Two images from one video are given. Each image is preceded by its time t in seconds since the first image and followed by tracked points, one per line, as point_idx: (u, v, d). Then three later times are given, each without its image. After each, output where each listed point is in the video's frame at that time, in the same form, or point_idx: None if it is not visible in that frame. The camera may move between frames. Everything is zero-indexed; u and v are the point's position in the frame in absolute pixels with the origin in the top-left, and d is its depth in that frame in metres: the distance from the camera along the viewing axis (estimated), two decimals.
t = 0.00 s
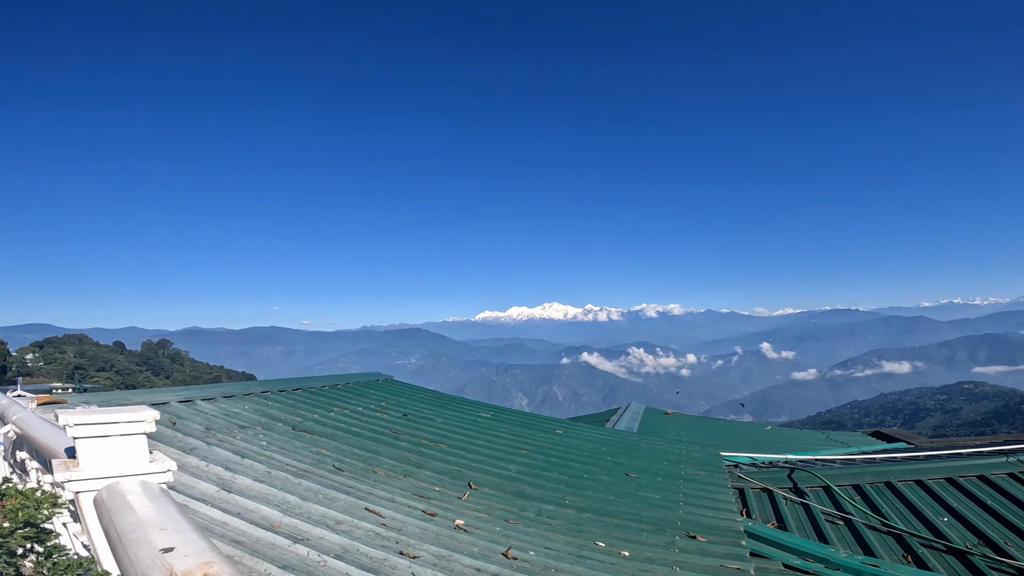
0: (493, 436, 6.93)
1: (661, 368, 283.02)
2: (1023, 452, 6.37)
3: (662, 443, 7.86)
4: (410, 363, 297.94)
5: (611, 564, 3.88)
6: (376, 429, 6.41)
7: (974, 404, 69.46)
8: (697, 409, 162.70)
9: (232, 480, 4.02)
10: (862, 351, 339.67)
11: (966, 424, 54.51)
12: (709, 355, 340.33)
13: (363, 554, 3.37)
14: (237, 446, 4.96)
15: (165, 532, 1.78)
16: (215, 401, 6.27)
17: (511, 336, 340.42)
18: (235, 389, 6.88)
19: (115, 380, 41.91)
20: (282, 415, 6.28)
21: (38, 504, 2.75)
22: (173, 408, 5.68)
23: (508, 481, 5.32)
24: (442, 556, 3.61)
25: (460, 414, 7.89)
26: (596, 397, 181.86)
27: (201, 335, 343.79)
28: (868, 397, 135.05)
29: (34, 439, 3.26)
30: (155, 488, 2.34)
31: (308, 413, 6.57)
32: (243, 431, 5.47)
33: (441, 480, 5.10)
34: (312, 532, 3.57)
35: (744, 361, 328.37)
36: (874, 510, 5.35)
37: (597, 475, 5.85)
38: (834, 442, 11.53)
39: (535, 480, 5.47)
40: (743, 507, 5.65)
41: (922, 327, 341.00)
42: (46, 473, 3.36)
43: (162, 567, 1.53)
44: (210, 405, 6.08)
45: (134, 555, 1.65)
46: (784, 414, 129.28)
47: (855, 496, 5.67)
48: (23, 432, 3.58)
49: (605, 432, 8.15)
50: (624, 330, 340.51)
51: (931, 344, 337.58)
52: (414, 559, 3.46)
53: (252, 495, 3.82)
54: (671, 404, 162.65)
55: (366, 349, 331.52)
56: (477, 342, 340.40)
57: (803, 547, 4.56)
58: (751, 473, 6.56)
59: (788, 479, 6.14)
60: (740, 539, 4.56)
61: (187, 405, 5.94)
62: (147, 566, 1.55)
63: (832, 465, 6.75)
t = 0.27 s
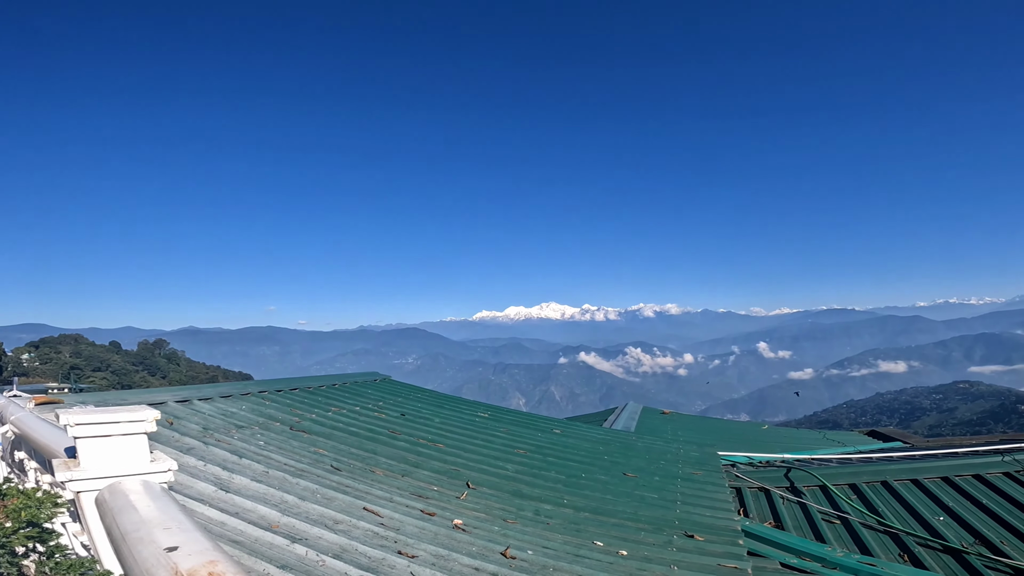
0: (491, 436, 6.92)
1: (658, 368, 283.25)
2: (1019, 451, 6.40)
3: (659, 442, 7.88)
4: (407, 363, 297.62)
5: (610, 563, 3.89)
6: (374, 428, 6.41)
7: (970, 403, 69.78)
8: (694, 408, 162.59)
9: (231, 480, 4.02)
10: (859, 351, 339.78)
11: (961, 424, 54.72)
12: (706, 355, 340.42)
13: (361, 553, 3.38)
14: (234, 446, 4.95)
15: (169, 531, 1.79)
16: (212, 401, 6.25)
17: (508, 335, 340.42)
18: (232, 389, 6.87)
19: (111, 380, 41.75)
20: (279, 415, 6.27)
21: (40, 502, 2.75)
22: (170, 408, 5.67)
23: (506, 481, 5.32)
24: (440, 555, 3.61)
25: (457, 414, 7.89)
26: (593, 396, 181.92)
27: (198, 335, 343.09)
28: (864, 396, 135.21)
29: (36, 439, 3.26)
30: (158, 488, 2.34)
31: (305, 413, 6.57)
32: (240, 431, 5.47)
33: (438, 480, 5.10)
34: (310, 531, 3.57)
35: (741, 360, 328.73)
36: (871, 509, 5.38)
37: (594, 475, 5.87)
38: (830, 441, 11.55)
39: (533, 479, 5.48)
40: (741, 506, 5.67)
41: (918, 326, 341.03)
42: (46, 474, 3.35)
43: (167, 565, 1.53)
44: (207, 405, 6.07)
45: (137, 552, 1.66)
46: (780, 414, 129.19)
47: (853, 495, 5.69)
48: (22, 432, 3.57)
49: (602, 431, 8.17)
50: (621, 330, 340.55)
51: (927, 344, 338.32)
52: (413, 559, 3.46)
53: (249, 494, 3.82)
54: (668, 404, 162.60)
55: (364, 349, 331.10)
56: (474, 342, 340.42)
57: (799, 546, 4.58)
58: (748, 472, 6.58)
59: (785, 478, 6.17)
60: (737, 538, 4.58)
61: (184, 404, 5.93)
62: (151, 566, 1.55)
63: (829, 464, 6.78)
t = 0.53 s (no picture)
0: (488, 436, 6.95)
1: (656, 368, 283.34)
2: (1015, 452, 6.41)
3: (655, 442, 7.90)
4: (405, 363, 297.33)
5: (607, 565, 3.88)
6: (371, 428, 6.42)
7: (966, 402, 70.13)
8: (692, 408, 162.52)
9: (226, 481, 4.04)
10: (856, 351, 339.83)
11: (958, 423, 54.88)
12: (704, 355, 340.42)
13: (358, 553, 3.39)
14: (231, 446, 4.96)
15: (159, 530, 1.79)
16: (208, 401, 6.25)
17: (506, 335, 340.44)
18: (229, 389, 6.86)
19: (108, 381, 41.61)
20: (276, 415, 6.28)
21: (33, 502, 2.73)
22: (166, 408, 5.67)
23: (502, 481, 5.32)
24: (436, 556, 3.61)
25: (455, 413, 7.91)
26: (591, 396, 181.83)
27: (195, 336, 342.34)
28: (861, 396, 135.37)
29: (29, 438, 3.27)
30: (151, 488, 2.34)
31: (302, 413, 6.58)
32: (236, 431, 5.47)
33: (435, 480, 5.11)
34: (306, 532, 3.58)
35: (739, 360, 329.00)
36: (866, 508, 5.40)
37: (591, 475, 5.87)
38: (827, 440, 11.58)
39: (530, 479, 5.48)
40: (737, 506, 5.69)
41: (915, 326, 340.81)
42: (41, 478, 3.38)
43: (157, 565, 1.53)
44: (204, 405, 6.07)
45: (128, 551, 1.66)
46: (778, 413, 129.45)
47: (848, 495, 5.71)
48: (17, 432, 3.56)
49: (599, 431, 8.20)
50: (619, 330, 340.50)
51: (924, 344, 338.82)
52: (410, 559, 3.46)
53: (246, 496, 3.84)
54: (665, 404, 162.51)
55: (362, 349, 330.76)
56: (472, 342, 340.48)
57: (796, 547, 4.59)
58: (744, 472, 6.61)
59: (782, 478, 6.19)
60: (733, 538, 4.59)
61: (181, 404, 5.94)
62: (142, 565, 1.55)
63: (824, 464, 6.82)
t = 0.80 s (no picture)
0: (486, 436, 6.95)
1: (654, 368, 283.35)
2: (1012, 451, 6.43)
3: (653, 441, 7.91)
4: (402, 363, 296.84)
5: (606, 564, 3.89)
6: (369, 428, 6.41)
7: (963, 402, 70.37)
8: (691, 407, 162.45)
9: (224, 481, 4.03)
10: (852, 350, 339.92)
11: (955, 422, 55.03)
12: (701, 355, 340.50)
13: (356, 554, 3.37)
14: (229, 447, 4.95)
15: (159, 530, 1.78)
16: (206, 402, 6.24)
17: (504, 335, 340.41)
18: (226, 390, 6.86)
19: (104, 381, 41.50)
20: (274, 415, 6.26)
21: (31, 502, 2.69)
22: (164, 408, 5.66)
23: (501, 481, 5.32)
24: (435, 556, 3.61)
25: (453, 413, 7.90)
26: (589, 396, 181.74)
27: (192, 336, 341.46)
28: (858, 395, 135.38)
29: (27, 438, 3.27)
30: (150, 488, 2.33)
31: (300, 413, 6.55)
32: (234, 431, 5.45)
33: (434, 479, 5.11)
34: (304, 532, 3.58)
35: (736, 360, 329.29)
36: (865, 508, 5.40)
37: (589, 474, 5.87)
38: (824, 440, 11.62)
39: (529, 480, 5.47)
40: (735, 506, 5.69)
41: (912, 325, 340.73)
42: (37, 478, 3.36)
43: (157, 565, 1.53)
44: (202, 406, 6.06)
45: (127, 553, 1.65)
46: (775, 413, 129.47)
47: (846, 495, 5.73)
48: (14, 432, 3.54)
49: (597, 431, 8.20)
50: (617, 330, 340.49)
51: (921, 343, 339.26)
52: (408, 560, 3.46)
53: (245, 496, 3.84)
54: (663, 404, 162.47)
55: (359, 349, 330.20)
56: (470, 342, 340.43)
57: (794, 546, 4.60)
58: (742, 472, 6.61)
59: (779, 477, 6.21)
60: (732, 538, 4.60)
61: (178, 405, 5.92)
62: (142, 566, 1.54)
63: (823, 464, 6.82)
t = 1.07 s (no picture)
0: (485, 436, 6.92)
1: (651, 368, 283.52)
2: (1008, 449, 6.45)
3: (651, 440, 7.91)
4: (400, 363, 296.58)
5: (603, 562, 3.89)
6: (367, 428, 6.37)
7: (960, 401, 70.62)
8: (688, 407, 162.53)
9: (221, 480, 4.02)
10: (850, 350, 339.94)
11: (952, 422, 55.21)
12: (699, 354, 340.43)
13: (354, 554, 3.36)
14: (225, 446, 4.93)
15: (149, 527, 1.76)
16: (203, 402, 6.22)
17: (502, 335, 340.42)
18: (223, 390, 6.82)
19: (101, 381, 41.41)
20: (271, 415, 6.25)
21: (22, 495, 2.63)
22: (161, 408, 5.64)
23: (499, 481, 5.31)
24: (432, 556, 3.59)
25: (451, 413, 7.88)
26: (587, 396, 181.68)
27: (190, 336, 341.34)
28: (856, 395, 135.49)
29: (20, 437, 3.25)
30: (141, 485, 2.30)
31: (298, 413, 6.54)
32: (231, 431, 5.44)
33: (432, 480, 5.08)
34: (301, 531, 3.56)
35: (734, 360, 329.60)
36: (862, 507, 5.41)
37: (587, 474, 5.86)
38: (821, 439, 11.65)
39: (526, 479, 5.47)
40: (732, 505, 5.69)
41: (908, 325, 340.70)
42: (30, 477, 3.34)
43: (145, 561, 1.51)
44: (198, 406, 6.03)
45: (115, 548, 1.64)
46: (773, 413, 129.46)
47: (842, 494, 5.74)
48: (8, 431, 3.53)
49: (594, 430, 8.19)
50: (615, 330, 340.48)
51: (918, 343, 339.54)
52: (406, 559, 3.45)
53: (242, 496, 3.82)
54: (661, 403, 162.44)
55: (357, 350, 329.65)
56: (468, 342, 340.47)
57: (791, 545, 4.60)
58: (740, 471, 6.61)
59: (777, 476, 6.21)
60: (729, 537, 4.60)
61: (175, 405, 5.90)
62: (130, 561, 1.53)
63: (818, 463, 6.84)
